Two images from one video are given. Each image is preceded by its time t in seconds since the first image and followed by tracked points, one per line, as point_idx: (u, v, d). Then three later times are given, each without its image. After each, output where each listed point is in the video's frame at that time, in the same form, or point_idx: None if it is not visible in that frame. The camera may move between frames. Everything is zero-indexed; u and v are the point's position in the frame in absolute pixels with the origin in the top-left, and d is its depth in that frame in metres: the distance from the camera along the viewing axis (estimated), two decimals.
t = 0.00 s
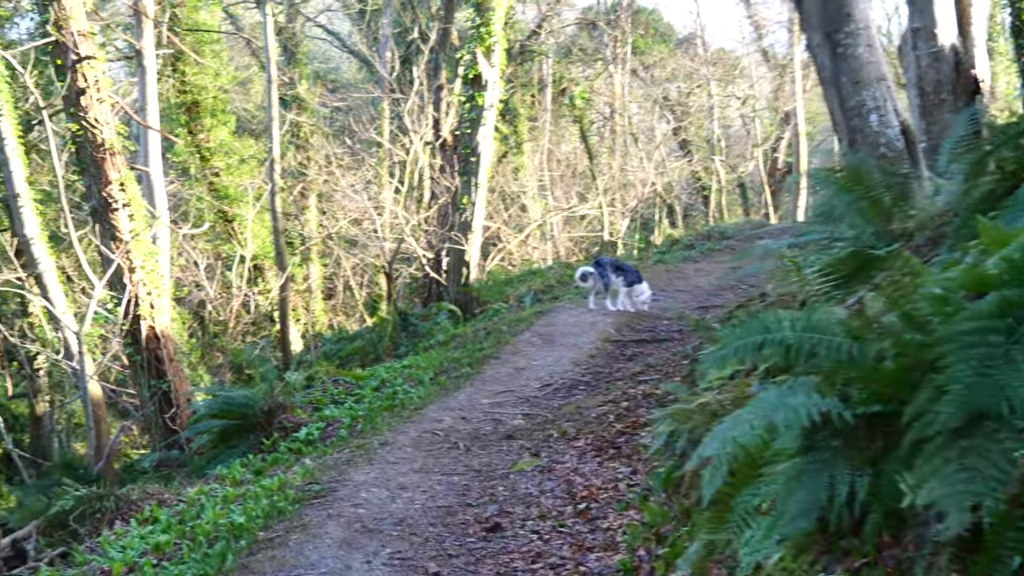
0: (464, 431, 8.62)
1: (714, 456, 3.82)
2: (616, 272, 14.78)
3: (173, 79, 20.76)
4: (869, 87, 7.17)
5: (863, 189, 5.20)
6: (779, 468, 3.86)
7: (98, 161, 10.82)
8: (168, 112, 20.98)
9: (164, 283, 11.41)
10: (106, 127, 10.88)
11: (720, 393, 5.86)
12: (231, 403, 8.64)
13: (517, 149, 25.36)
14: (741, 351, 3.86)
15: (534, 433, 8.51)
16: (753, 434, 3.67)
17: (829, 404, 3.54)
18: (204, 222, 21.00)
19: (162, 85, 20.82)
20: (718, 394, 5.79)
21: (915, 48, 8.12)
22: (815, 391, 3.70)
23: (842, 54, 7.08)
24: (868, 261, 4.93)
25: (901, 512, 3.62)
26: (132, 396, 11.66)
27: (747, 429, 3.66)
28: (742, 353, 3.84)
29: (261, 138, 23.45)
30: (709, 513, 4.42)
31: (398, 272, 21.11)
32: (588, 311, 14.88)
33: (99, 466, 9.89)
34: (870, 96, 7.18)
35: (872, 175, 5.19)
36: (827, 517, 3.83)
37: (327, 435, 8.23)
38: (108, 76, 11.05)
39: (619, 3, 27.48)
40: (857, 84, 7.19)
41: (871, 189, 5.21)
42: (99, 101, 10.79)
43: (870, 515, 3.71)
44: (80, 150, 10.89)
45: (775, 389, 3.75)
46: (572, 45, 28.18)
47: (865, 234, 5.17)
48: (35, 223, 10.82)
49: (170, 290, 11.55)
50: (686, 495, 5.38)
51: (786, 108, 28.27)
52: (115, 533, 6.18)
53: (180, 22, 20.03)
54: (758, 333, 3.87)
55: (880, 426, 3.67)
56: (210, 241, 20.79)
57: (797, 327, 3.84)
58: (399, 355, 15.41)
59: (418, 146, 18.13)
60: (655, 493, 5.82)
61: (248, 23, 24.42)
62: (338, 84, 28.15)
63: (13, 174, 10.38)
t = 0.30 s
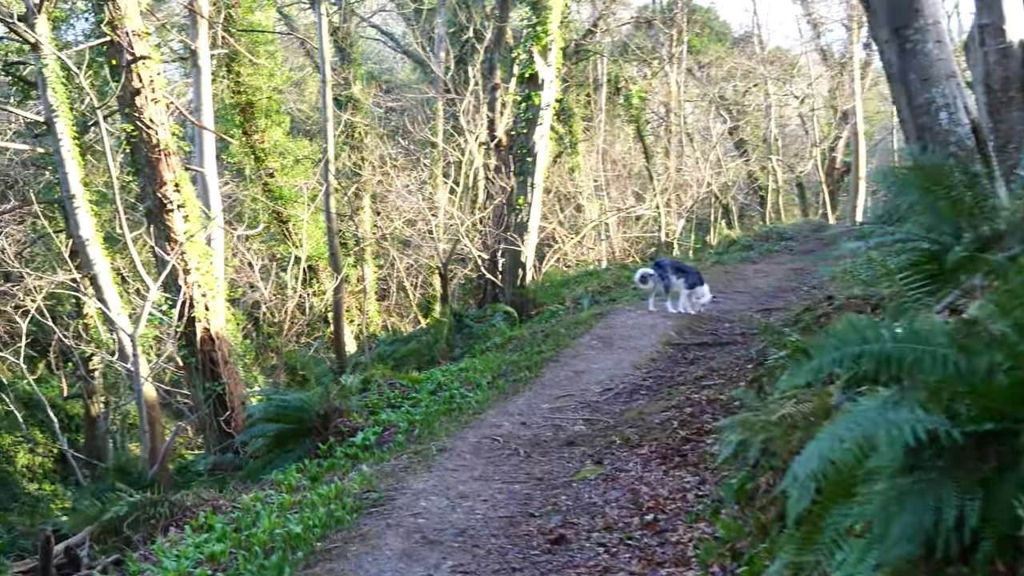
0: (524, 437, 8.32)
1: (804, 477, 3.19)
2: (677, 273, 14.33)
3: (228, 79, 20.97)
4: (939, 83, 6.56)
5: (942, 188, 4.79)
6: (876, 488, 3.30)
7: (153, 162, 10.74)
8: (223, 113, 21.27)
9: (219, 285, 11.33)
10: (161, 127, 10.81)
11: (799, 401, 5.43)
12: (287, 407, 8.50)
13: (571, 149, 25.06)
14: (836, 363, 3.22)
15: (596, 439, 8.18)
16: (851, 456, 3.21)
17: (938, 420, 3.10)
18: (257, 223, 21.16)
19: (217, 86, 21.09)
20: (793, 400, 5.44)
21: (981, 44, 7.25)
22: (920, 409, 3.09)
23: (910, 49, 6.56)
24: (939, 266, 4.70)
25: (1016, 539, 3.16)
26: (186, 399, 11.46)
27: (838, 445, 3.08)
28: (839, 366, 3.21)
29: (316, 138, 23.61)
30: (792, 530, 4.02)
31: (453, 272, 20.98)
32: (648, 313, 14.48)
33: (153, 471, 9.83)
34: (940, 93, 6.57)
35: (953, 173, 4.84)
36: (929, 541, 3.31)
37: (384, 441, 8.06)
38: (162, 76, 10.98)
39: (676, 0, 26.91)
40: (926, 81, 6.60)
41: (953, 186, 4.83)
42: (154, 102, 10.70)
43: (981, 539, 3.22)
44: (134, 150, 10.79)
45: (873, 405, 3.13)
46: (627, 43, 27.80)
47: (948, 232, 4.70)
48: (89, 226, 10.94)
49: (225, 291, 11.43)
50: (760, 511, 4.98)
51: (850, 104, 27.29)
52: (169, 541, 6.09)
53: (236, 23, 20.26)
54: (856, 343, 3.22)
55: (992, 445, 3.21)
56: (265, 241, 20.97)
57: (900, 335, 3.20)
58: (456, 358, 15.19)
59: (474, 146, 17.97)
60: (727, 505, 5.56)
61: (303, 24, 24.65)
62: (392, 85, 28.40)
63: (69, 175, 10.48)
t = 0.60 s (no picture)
0: (552, 443, 8.12)
1: (856, 499, 2.81)
2: (708, 275, 14.04)
3: (253, 80, 21.00)
4: (977, 82, 6.18)
5: (988, 189, 4.58)
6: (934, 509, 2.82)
7: (176, 163, 10.72)
8: (248, 114, 21.34)
9: (242, 288, 11.27)
10: (184, 128, 10.78)
11: (843, 408, 5.15)
12: (311, 411, 8.35)
13: (598, 149, 24.87)
14: (897, 374, 2.99)
15: (626, 446, 7.95)
16: (907, 474, 2.85)
17: (1010, 436, 2.63)
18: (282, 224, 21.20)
19: (242, 87, 21.14)
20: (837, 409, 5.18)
21: (1016, 43, 7.08)
22: (991, 425, 2.72)
23: (945, 47, 6.20)
24: (987, 268, 4.73)
25: None
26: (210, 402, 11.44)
27: (892, 461, 2.72)
28: (899, 377, 2.98)
29: (341, 139, 23.65)
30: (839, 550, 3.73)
31: (479, 274, 20.86)
32: (677, 316, 14.21)
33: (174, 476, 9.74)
34: (977, 91, 6.17)
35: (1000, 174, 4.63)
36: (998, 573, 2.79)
37: (410, 446, 7.92)
38: (186, 77, 10.97)
39: None
40: (963, 79, 6.23)
41: (998, 186, 4.59)
42: (177, 102, 10.66)
43: None
44: (158, 151, 10.76)
45: (934, 415, 2.82)
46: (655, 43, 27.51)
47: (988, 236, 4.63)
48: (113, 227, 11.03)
49: (249, 294, 11.36)
50: (802, 525, 4.71)
51: (881, 103, 26.77)
52: (189, 549, 5.84)
53: (262, 24, 20.29)
54: (916, 353, 2.99)
55: None
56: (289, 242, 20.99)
57: (965, 346, 2.94)
58: (482, 361, 15.01)
59: (500, 147, 17.81)
60: (765, 517, 5.28)
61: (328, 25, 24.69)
62: (418, 86, 28.38)
63: (92, 177, 10.56)
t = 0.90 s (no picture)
0: (567, 447, 7.94)
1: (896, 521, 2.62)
2: (727, 276, 13.81)
3: (266, 80, 20.98)
4: (1003, 77, 5.87)
5: None
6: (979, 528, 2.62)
7: (186, 162, 10.64)
8: (262, 114, 21.34)
9: (253, 288, 11.18)
10: (193, 127, 10.70)
11: (872, 415, 4.94)
12: (322, 415, 8.21)
13: (614, 149, 24.66)
14: (938, 385, 2.79)
15: (642, 451, 7.75)
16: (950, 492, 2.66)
17: None
18: (295, 224, 21.24)
19: (255, 87, 21.14)
20: (864, 417, 4.98)
21: None
22: None
23: (970, 42, 5.92)
24: None
25: None
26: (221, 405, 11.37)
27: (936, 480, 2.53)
28: (942, 388, 2.77)
29: (355, 139, 23.64)
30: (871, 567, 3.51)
31: (494, 274, 20.72)
32: (695, 317, 14.00)
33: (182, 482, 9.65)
34: (1003, 86, 5.86)
35: None
36: None
37: (422, 451, 7.80)
38: (195, 76, 10.89)
39: None
40: (989, 74, 5.93)
41: None
42: (186, 101, 10.58)
43: None
44: (167, 151, 10.69)
45: (980, 427, 2.61)
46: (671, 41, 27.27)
47: None
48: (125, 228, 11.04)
49: (260, 295, 11.27)
50: (829, 538, 4.50)
51: (900, 101, 26.42)
52: (195, 558, 5.68)
53: (275, 23, 20.26)
54: (963, 362, 2.78)
55: None
56: (303, 243, 20.98)
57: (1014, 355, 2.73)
58: (497, 363, 14.85)
59: (515, 147, 17.67)
60: (788, 528, 5.07)
61: (342, 24, 24.65)
62: (433, 85, 28.33)
63: (102, 177, 10.56)
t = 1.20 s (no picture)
0: (593, 455, 7.76)
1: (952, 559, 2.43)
2: (759, 278, 13.55)
3: (290, 80, 21.05)
4: None
5: None
6: None
7: (206, 163, 10.64)
8: (285, 114, 21.40)
9: (274, 291, 11.16)
10: (214, 128, 10.70)
11: (913, 427, 4.69)
12: (342, 420, 8.09)
13: (640, 149, 24.39)
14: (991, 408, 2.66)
15: (670, 459, 7.55)
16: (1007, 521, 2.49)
17: None
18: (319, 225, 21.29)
19: (279, 87, 21.22)
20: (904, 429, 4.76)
21: None
22: None
23: (1007, 37, 5.66)
24: None
25: None
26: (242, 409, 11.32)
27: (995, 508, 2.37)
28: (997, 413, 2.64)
29: (380, 139, 23.66)
30: None
31: (519, 275, 20.57)
32: (725, 320, 13.74)
33: (200, 488, 9.58)
34: None
35: None
36: None
37: (444, 458, 7.68)
38: (216, 76, 10.88)
39: None
40: None
41: None
42: (206, 101, 10.56)
43: None
44: (187, 152, 10.68)
45: None
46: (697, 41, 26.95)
47: None
48: (147, 230, 11.09)
49: (281, 297, 11.24)
50: (868, 555, 4.25)
51: (930, 99, 25.93)
52: (211, 568, 5.57)
53: (298, 23, 20.32)
54: None
55: None
56: (326, 243, 20.99)
57: None
58: (522, 366, 14.68)
59: (540, 147, 17.52)
60: (822, 543, 4.83)
61: (366, 25, 24.67)
62: (458, 86, 28.29)
63: (124, 179, 10.62)
